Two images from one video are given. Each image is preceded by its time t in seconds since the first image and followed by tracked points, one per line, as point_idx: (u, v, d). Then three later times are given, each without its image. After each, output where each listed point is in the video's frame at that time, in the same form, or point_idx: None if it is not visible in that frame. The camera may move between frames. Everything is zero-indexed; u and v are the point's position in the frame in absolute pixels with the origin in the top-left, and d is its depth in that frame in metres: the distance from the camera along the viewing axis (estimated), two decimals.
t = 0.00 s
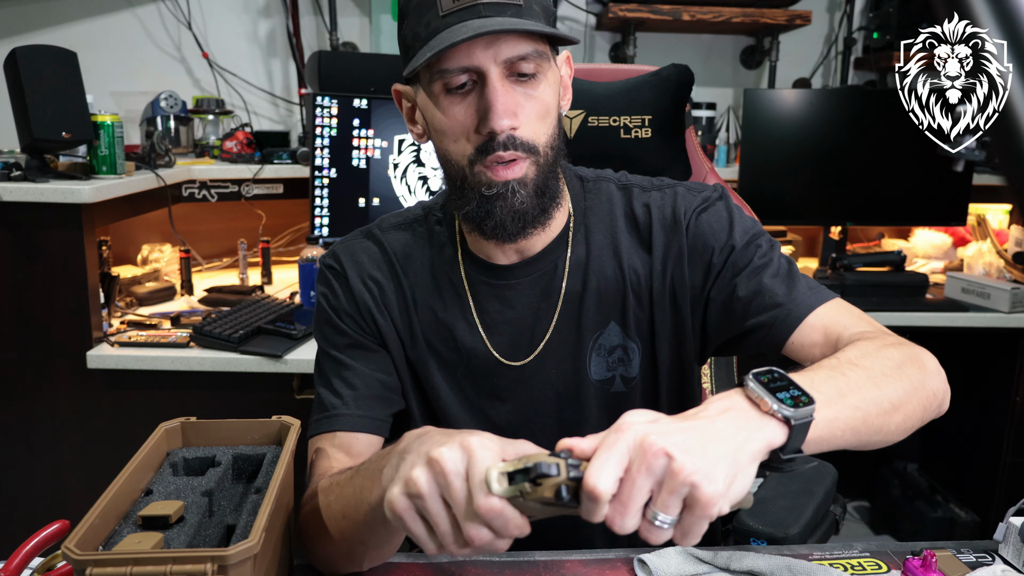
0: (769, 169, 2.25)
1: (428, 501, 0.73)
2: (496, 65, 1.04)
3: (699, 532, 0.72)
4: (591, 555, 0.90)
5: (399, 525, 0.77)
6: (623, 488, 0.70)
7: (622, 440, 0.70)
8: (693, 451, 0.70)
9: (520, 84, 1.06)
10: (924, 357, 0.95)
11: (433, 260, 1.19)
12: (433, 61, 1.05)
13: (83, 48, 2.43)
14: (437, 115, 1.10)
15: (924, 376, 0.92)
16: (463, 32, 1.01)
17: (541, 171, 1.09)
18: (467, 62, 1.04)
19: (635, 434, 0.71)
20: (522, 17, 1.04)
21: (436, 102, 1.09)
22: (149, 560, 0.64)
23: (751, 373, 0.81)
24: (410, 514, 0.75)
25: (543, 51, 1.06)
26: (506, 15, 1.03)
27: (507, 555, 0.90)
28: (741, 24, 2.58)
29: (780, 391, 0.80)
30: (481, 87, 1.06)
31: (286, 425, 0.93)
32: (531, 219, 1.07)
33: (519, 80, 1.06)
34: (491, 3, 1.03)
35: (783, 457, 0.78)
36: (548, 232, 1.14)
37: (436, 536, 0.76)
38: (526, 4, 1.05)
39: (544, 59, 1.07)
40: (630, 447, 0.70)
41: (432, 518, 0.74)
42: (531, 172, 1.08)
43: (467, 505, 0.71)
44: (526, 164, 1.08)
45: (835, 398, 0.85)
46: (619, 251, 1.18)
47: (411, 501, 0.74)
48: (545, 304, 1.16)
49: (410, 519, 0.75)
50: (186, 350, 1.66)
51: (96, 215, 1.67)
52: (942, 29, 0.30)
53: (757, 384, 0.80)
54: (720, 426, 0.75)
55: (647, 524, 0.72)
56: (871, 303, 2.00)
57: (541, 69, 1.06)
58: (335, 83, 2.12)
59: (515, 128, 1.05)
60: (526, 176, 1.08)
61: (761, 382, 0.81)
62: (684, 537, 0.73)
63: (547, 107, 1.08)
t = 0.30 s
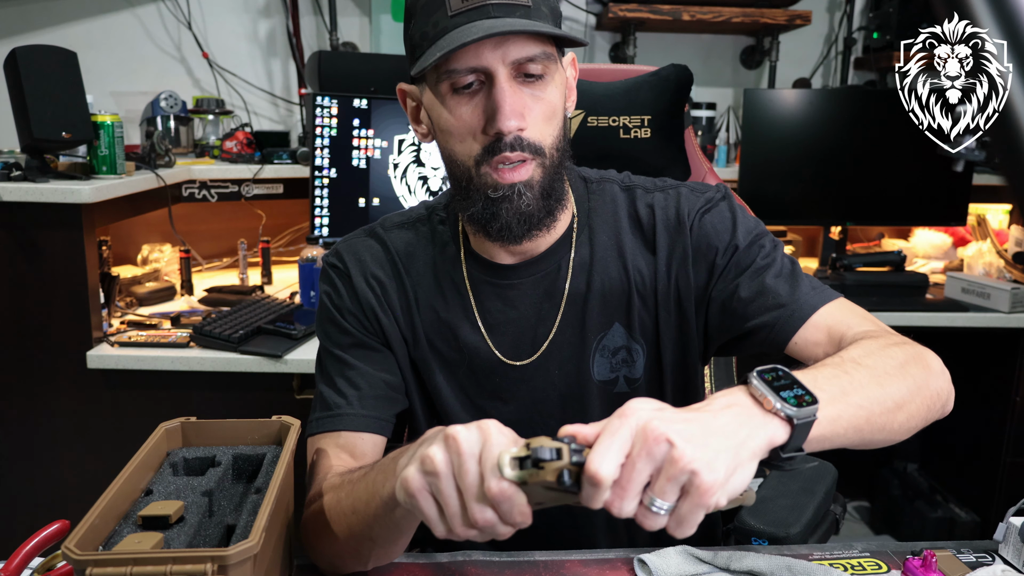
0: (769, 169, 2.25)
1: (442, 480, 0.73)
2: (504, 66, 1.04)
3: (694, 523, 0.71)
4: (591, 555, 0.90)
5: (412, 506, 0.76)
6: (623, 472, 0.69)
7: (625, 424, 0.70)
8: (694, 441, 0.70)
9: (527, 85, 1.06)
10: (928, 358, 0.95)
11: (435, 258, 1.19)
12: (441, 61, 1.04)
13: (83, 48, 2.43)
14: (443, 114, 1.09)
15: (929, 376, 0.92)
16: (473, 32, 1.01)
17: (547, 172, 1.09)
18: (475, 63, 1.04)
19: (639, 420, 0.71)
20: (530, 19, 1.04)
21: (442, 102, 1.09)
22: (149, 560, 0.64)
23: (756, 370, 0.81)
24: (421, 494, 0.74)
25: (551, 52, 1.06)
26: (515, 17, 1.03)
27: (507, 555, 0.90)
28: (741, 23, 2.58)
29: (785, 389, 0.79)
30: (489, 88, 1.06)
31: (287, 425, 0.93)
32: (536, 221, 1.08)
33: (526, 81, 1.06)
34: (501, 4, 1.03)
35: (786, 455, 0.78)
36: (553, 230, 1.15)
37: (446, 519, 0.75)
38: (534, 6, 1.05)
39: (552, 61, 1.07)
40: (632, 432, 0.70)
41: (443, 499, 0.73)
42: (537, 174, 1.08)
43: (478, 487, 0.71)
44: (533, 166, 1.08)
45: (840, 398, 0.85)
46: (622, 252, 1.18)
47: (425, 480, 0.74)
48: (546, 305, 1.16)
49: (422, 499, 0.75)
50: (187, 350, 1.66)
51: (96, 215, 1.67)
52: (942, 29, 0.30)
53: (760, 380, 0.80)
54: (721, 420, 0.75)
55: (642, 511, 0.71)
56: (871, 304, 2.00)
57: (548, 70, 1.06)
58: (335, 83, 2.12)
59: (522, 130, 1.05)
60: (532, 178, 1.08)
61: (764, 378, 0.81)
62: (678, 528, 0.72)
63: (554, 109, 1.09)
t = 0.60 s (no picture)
0: (769, 170, 2.25)
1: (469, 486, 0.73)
2: (507, 70, 1.04)
3: (701, 504, 0.70)
4: (591, 555, 0.90)
5: (443, 515, 0.77)
6: (627, 455, 0.69)
7: (626, 408, 0.70)
8: (695, 418, 0.70)
9: (529, 88, 1.06)
10: (932, 351, 0.95)
11: (436, 256, 1.19)
12: (443, 64, 1.04)
13: (83, 48, 2.43)
14: (446, 117, 1.09)
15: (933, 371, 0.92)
16: (476, 36, 1.01)
17: (549, 175, 1.09)
18: (478, 66, 1.03)
19: (639, 404, 0.71)
20: (533, 22, 1.04)
21: (445, 105, 1.08)
22: (149, 560, 0.64)
23: (753, 356, 0.81)
24: (451, 503, 0.75)
25: (554, 55, 1.06)
26: (518, 20, 1.03)
27: (507, 555, 0.90)
28: (741, 24, 2.58)
29: (784, 372, 0.80)
30: (491, 90, 1.05)
31: (286, 425, 0.93)
32: (539, 223, 1.08)
33: (529, 83, 1.06)
34: (503, 7, 1.03)
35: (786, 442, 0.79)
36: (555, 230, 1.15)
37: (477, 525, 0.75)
38: (536, 8, 1.05)
39: (555, 64, 1.06)
40: (633, 415, 0.70)
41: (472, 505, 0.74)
42: (540, 177, 1.08)
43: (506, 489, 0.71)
44: (535, 168, 1.08)
45: (844, 386, 0.85)
46: (624, 253, 1.18)
47: (456, 488, 0.75)
48: (548, 305, 1.16)
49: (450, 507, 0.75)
50: (186, 350, 1.66)
51: (96, 215, 1.67)
52: (942, 29, 0.31)
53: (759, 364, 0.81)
54: (722, 402, 0.75)
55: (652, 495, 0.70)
56: (871, 304, 2.00)
57: (551, 73, 1.06)
58: (335, 83, 2.12)
59: (525, 133, 1.05)
60: (535, 180, 1.08)
61: (766, 363, 0.81)
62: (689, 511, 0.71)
63: (556, 111, 1.08)
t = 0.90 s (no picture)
0: (769, 170, 2.25)
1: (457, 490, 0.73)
2: (511, 74, 1.04)
3: (700, 517, 0.70)
4: (591, 555, 0.90)
5: (430, 515, 0.77)
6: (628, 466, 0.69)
7: (627, 421, 0.70)
8: (698, 431, 0.70)
9: (534, 92, 1.06)
10: (935, 360, 0.95)
11: (438, 257, 1.19)
12: (447, 69, 1.04)
13: (83, 48, 2.43)
14: (449, 120, 1.09)
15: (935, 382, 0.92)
16: (482, 41, 1.01)
17: (553, 178, 1.09)
18: (483, 71, 1.03)
19: (640, 416, 0.71)
20: (538, 26, 1.05)
21: (449, 108, 1.08)
22: (149, 560, 0.64)
23: (757, 364, 0.81)
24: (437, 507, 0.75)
25: (559, 59, 1.06)
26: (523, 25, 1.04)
27: (507, 555, 0.90)
28: (741, 23, 2.58)
29: (787, 381, 0.79)
30: (495, 94, 1.05)
31: (286, 425, 0.93)
32: (541, 227, 1.08)
33: (533, 88, 1.06)
34: (508, 11, 1.04)
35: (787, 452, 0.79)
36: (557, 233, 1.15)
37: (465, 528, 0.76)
38: (541, 12, 1.05)
39: (560, 68, 1.06)
40: (634, 427, 0.70)
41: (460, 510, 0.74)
42: (543, 180, 1.08)
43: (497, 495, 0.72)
44: (538, 171, 1.08)
45: (846, 395, 0.85)
46: (627, 255, 1.18)
47: (444, 488, 0.75)
48: (550, 306, 1.15)
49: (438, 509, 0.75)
50: (186, 350, 1.66)
51: (96, 215, 1.67)
52: (942, 29, 0.31)
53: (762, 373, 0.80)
54: (725, 413, 0.75)
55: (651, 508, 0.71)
56: (871, 303, 2.00)
57: (556, 78, 1.06)
58: (335, 83, 2.12)
59: (529, 137, 1.05)
60: (538, 184, 1.08)
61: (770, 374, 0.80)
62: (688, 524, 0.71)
63: (561, 116, 1.08)
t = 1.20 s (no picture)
0: (769, 169, 2.25)
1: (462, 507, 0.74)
2: (512, 70, 1.03)
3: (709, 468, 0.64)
4: (591, 555, 0.90)
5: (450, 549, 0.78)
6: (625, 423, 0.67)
7: (622, 388, 0.70)
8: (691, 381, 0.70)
9: (534, 89, 1.06)
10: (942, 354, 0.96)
11: (439, 257, 1.19)
12: (448, 64, 1.04)
13: (83, 48, 2.43)
14: (450, 117, 1.09)
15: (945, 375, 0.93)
16: (482, 35, 1.01)
17: (552, 175, 1.09)
18: (483, 66, 1.03)
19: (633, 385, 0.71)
20: (540, 23, 1.04)
21: (450, 104, 1.09)
22: (149, 560, 0.64)
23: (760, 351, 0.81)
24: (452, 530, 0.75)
25: (560, 57, 1.06)
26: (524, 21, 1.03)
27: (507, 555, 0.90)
28: (741, 24, 2.58)
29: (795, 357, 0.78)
30: (496, 91, 1.05)
31: (286, 425, 0.93)
32: (541, 225, 1.08)
33: (534, 85, 1.06)
34: (509, 8, 1.03)
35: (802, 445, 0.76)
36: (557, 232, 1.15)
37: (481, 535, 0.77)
38: (543, 10, 1.05)
39: (561, 65, 1.06)
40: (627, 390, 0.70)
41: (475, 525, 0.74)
42: (542, 177, 1.08)
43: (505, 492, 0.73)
44: (538, 169, 1.08)
45: (861, 376, 0.85)
46: (627, 255, 1.18)
47: (449, 526, 0.75)
48: (551, 307, 1.15)
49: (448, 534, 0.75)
50: (186, 350, 1.66)
51: (96, 215, 1.67)
52: (942, 29, 0.31)
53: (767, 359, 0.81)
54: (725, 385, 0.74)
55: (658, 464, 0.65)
56: (871, 304, 2.00)
57: (556, 75, 1.06)
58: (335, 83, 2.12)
59: (528, 134, 1.05)
60: (537, 181, 1.08)
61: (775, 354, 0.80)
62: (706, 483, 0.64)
63: (561, 113, 1.08)
